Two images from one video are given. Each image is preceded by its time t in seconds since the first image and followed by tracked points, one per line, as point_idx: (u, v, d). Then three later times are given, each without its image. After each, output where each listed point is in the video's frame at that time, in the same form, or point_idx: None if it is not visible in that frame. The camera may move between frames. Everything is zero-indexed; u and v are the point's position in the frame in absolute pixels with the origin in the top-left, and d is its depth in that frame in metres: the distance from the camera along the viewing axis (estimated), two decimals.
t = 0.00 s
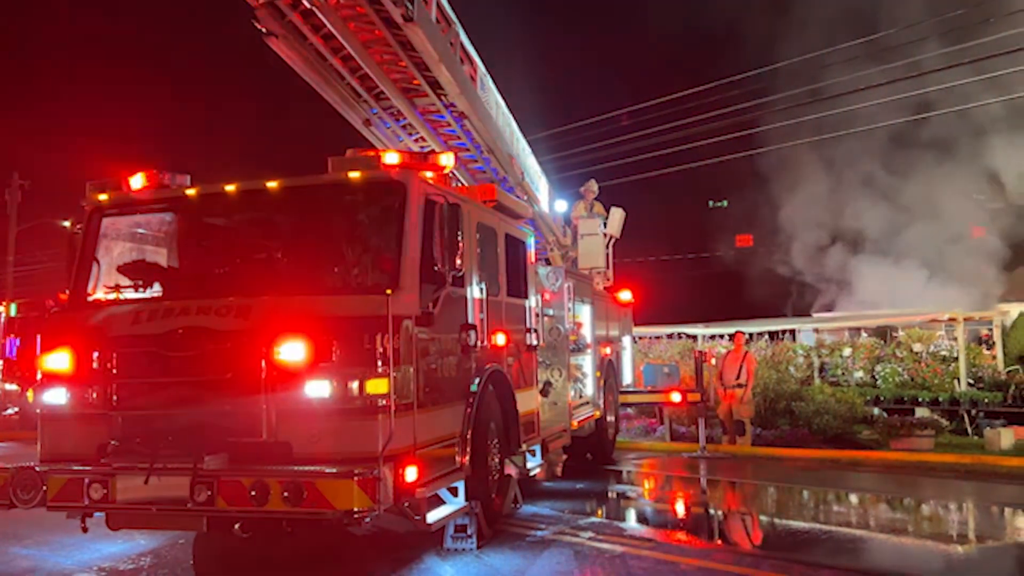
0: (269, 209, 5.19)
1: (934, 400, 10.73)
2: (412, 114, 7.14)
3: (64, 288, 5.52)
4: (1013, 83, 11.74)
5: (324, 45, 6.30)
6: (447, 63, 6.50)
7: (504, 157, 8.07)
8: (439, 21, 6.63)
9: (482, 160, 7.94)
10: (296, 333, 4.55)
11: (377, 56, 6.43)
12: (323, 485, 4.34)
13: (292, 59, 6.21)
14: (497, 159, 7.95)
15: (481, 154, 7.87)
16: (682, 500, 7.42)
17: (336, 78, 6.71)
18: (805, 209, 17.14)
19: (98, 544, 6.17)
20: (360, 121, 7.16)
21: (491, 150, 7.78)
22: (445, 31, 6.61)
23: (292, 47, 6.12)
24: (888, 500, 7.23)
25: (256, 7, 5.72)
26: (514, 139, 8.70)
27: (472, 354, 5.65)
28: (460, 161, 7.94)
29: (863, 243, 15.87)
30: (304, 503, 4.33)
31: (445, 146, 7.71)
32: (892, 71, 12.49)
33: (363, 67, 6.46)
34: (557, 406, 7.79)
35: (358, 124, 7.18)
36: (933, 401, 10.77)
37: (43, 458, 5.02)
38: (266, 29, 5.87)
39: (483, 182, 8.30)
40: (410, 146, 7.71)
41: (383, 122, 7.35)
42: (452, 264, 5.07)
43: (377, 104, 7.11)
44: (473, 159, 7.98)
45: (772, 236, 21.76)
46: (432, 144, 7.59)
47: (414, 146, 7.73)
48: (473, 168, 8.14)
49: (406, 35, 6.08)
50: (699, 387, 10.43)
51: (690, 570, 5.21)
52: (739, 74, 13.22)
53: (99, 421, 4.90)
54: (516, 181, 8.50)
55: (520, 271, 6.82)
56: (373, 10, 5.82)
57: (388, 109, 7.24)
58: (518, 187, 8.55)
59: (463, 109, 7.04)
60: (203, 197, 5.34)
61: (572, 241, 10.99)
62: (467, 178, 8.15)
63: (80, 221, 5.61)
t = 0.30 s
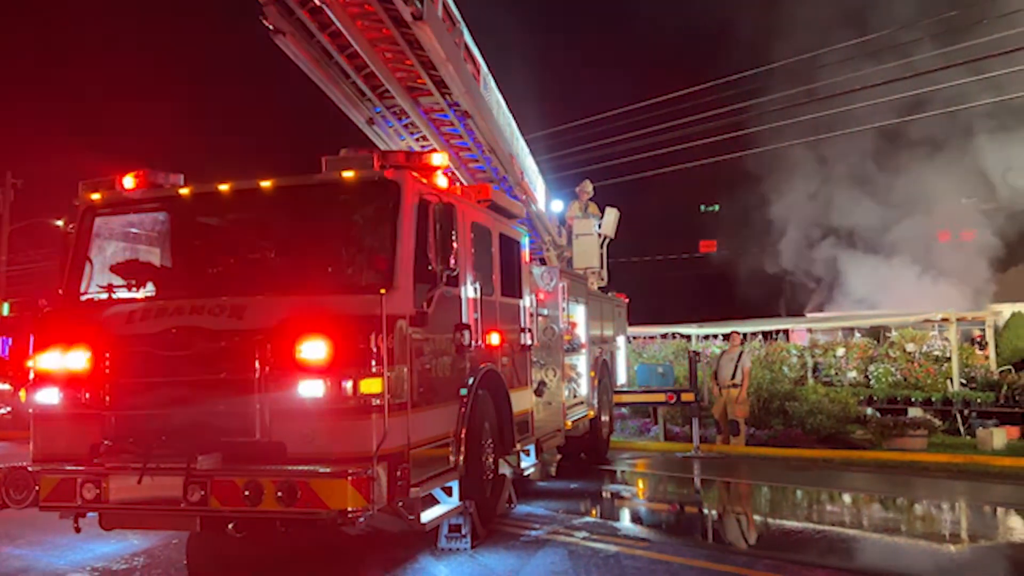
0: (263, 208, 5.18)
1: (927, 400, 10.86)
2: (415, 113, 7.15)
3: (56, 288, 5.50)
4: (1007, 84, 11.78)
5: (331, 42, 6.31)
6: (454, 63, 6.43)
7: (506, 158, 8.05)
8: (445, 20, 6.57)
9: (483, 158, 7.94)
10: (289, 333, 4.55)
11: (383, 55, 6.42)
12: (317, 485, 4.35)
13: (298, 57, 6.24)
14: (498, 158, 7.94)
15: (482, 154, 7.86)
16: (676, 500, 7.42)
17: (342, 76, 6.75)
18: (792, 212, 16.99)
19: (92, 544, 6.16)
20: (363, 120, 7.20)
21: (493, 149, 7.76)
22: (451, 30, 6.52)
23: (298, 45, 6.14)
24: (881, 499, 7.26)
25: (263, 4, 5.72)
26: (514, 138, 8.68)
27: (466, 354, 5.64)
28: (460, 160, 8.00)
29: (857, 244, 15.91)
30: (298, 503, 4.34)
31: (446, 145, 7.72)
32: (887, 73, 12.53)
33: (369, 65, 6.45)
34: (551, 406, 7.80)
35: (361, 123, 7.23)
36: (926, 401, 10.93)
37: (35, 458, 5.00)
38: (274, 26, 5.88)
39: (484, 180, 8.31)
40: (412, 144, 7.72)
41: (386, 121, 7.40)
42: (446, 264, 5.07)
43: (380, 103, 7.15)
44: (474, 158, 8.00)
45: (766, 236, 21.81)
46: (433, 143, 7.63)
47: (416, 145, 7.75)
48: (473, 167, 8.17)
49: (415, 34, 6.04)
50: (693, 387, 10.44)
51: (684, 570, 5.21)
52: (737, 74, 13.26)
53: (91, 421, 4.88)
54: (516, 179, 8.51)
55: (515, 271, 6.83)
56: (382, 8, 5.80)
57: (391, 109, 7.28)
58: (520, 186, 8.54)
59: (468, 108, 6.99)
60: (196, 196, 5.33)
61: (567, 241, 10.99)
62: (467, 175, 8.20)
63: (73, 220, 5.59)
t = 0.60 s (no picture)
0: (255, 207, 5.17)
1: (917, 400, 10.88)
2: (416, 112, 7.23)
3: (47, 287, 5.48)
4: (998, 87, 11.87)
5: (334, 40, 6.45)
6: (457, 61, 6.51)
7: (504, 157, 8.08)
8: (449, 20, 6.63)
9: (481, 158, 8.02)
10: (282, 333, 4.53)
11: (386, 53, 6.54)
12: (309, 485, 4.34)
13: (300, 54, 6.41)
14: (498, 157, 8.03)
15: (481, 153, 7.91)
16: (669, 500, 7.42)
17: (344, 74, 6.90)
18: (786, 211, 17.09)
19: (82, 544, 6.13)
20: (364, 118, 7.39)
21: (493, 149, 7.83)
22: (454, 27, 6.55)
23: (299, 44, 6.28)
24: (872, 499, 7.29)
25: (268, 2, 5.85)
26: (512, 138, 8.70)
27: (459, 354, 5.65)
28: (460, 160, 8.07)
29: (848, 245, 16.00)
30: (290, 503, 4.33)
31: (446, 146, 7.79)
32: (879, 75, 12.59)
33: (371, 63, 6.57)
34: (544, 405, 7.80)
35: (362, 121, 7.42)
36: (917, 402, 10.90)
37: (25, 458, 4.98)
38: (279, 24, 6.04)
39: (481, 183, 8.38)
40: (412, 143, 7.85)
41: (385, 120, 7.56)
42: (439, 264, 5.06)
43: (381, 101, 7.29)
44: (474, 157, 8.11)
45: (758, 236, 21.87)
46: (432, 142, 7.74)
47: (415, 144, 7.90)
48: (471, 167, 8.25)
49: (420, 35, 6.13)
50: (685, 387, 10.46)
51: (676, 570, 5.22)
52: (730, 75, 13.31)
53: (82, 420, 4.86)
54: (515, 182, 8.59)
55: (507, 271, 6.83)
56: (388, 7, 5.88)
57: (391, 108, 7.42)
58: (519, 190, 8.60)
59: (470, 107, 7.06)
60: (188, 195, 5.31)
61: (559, 241, 11.02)
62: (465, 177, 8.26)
63: (63, 219, 5.57)
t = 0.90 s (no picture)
0: (241, 207, 5.14)
1: (904, 400, 10.90)
2: (416, 111, 7.32)
3: (32, 286, 5.44)
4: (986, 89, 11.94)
5: (338, 37, 6.56)
6: (460, 60, 6.63)
7: (500, 157, 8.18)
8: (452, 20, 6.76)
9: (477, 157, 8.13)
10: (270, 332, 4.51)
11: (390, 51, 6.68)
12: (297, 484, 4.33)
13: (303, 53, 6.40)
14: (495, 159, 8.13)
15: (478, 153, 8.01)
16: (657, 500, 7.44)
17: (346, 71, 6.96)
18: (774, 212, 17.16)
19: (68, 544, 6.11)
20: (362, 116, 7.39)
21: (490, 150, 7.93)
22: (459, 26, 6.66)
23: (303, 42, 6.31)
24: (858, 498, 7.34)
25: None
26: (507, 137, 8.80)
27: (448, 353, 5.64)
28: (456, 159, 8.16)
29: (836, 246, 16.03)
30: (277, 503, 4.33)
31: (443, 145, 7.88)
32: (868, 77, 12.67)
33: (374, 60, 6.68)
34: (533, 405, 7.81)
35: (360, 119, 7.42)
36: (903, 402, 10.95)
37: (9, 458, 4.95)
38: (283, 20, 6.07)
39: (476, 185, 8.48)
40: (409, 143, 7.87)
41: (384, 118, 7.58)
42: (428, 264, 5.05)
43: (381, 99, 7.33)
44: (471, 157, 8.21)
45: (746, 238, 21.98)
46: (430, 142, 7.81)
47: (412, 144, 7.94)
48: (467, 167, 8.36)
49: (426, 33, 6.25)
50: (673, 387, 10.48)
51: (664, 570, 5.24)
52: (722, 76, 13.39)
53: (68, 420, 4.82)
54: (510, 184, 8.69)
55: (497, 271, 6.83)
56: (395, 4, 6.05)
57: (390, 106, 7.45)
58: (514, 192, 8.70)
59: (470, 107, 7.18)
60: (174, 194, 5.27)
61: (549, 241, 11.05)
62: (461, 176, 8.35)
63: (49, 218, 5.53)
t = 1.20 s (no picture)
0: (226, 206, 5.12)
1: (886, 401, 11.00)
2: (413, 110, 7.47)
3: (12, 284, 5.39)
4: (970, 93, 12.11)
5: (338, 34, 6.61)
6: (461, 60, 6.77)
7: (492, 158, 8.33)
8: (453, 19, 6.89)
9: (469, 157, 8.30)
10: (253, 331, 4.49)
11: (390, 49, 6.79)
12: (280, 484, 4.32)
13: (302, 50, 6.47)
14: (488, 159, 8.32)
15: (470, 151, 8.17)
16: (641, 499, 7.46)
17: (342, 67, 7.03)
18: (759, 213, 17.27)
19: (47, 544, 6.06)
20: (357, 114, 7.46)
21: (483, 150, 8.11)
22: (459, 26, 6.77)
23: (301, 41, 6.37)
24: (840, 498, 7.39)
25: None
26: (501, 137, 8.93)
27: (433, 353, 5.64)
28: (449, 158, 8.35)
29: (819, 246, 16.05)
30: (260, 503, 4.31)
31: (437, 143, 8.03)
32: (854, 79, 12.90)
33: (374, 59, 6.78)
34: (518, 405, 7.82)
35: (355, 117, 7.48)
36: (885, 402, 11.03)
37: None
38: (283, 16, 6.17)
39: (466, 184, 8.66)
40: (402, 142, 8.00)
41: (378, 117, 7.68)
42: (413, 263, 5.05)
43: (376, 98, 7.41)
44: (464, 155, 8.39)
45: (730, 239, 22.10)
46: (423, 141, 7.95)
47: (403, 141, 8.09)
48: (459, 165, 8.52)
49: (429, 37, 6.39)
50: (658, 387, 10.52)
51: (647, 569, 5.26)
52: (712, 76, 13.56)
53: (48, 420, 4.78)
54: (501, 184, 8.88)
55: (483, 270, 6.84)
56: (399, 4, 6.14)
57: (385, 105, 7.56)
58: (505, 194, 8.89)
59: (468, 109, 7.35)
60: (158, 192, 5.25)
61: (534, 241, 11.06)
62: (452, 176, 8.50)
63: (31, 214, 5.49)
